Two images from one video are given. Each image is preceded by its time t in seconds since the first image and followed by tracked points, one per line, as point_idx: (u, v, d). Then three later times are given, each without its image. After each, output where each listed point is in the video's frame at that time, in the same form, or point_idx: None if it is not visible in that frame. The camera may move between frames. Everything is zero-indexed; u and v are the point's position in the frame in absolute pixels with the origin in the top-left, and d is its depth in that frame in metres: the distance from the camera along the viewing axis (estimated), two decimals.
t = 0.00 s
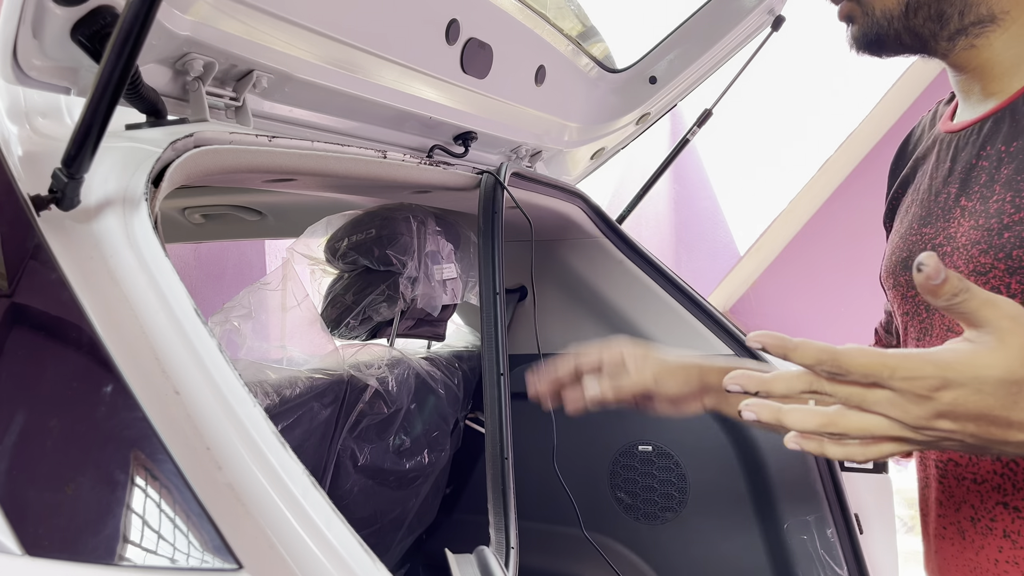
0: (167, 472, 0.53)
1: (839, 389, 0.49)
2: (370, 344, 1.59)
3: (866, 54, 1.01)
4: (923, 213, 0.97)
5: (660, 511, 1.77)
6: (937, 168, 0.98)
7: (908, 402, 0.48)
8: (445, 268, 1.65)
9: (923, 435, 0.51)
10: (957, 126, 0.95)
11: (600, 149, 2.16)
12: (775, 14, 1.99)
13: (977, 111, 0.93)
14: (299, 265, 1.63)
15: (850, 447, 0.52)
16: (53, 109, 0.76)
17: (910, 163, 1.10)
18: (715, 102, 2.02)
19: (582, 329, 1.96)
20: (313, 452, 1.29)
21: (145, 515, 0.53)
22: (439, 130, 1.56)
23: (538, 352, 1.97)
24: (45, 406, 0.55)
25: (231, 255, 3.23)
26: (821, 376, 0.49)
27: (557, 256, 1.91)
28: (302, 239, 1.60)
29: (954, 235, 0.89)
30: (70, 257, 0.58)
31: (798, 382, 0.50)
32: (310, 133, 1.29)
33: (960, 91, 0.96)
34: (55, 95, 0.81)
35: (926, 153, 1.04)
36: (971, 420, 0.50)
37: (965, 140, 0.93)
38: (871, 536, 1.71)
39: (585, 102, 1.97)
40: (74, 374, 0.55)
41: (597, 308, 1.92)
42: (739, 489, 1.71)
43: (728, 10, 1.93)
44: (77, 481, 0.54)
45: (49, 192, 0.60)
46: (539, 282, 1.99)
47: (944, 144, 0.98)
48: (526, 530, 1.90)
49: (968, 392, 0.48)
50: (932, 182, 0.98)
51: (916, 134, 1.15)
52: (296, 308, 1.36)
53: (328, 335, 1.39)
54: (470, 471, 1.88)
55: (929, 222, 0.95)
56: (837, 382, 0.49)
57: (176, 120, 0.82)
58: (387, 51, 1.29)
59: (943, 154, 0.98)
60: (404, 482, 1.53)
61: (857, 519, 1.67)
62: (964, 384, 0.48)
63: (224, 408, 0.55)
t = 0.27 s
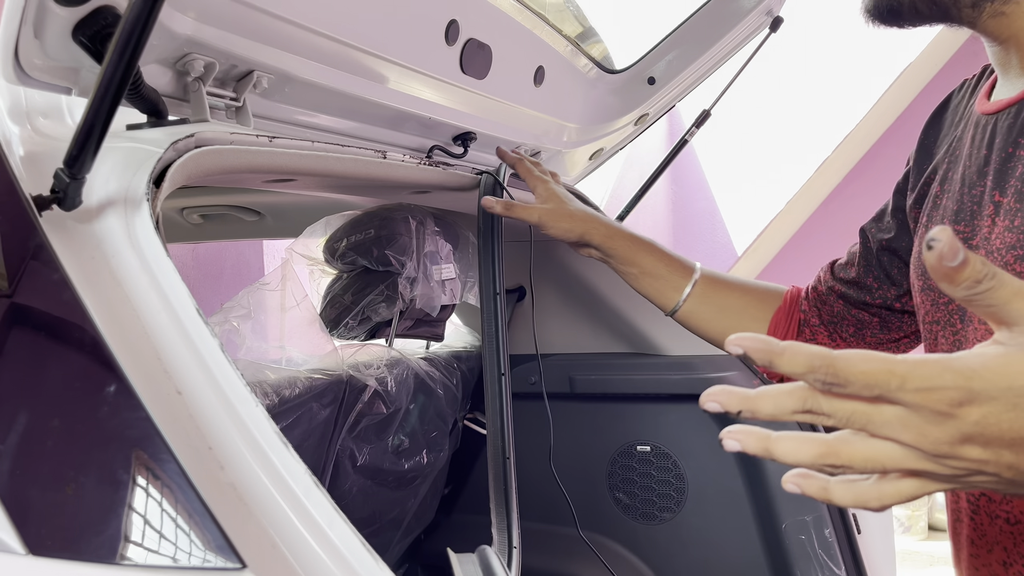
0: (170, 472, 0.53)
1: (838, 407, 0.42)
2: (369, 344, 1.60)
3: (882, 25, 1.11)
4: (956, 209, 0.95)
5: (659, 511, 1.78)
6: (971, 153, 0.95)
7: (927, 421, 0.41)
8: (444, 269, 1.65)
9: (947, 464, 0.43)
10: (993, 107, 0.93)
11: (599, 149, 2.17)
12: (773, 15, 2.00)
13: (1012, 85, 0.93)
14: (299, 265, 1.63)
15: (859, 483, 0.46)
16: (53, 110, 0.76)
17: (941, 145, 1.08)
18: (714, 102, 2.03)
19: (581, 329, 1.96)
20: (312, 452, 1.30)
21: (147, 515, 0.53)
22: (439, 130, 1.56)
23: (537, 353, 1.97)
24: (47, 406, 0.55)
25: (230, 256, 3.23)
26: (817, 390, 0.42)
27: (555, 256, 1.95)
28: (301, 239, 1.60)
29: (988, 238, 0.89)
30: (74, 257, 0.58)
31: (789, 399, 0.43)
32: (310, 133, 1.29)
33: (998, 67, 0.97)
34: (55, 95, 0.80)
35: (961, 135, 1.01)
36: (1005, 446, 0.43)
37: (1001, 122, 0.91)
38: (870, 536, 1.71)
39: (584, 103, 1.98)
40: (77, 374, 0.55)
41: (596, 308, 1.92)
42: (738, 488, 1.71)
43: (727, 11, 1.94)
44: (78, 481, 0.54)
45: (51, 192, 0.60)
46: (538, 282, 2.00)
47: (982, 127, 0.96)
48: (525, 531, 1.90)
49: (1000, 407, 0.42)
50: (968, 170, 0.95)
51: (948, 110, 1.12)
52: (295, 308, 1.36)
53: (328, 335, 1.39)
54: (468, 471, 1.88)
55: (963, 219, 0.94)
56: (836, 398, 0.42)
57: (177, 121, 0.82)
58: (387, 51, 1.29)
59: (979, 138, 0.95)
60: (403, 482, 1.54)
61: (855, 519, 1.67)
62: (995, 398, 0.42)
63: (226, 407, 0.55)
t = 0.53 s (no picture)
0: (171, 471, 0.53)
1: (809, 404, 0.41)
2: (365, 344, 1.60)
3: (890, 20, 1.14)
4: (971, 208, 0.94)
5: (654, 510, 1.78)
6: (987, 148, 0.93)
7: (897, 419, 0.41)
8: (440, 268, 1.66)
9: (922, 462, 0.43)
10: (1008, 100, 0.91)
11: (595, 150, 2.17)
12: (768, 16, 2.02)
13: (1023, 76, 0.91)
14: (294, 266, 1.61)
15: (837, 481, 0.46)
16: (51, 110, 0.76)
17: (956, 140, 1.07)
18: (708, 102, 2.05)
19: (577, 328, 1.97)
20: (309, 451, 1.30)
21: (146, 515, 0.53)
22: (435, 131, 1.56)
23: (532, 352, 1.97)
24: (48, 405, 0.55)
25: (225, 256, 3.22)
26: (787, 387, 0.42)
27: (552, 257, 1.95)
28: (296, 239, 1.60)
29: (1004, 237, 0.86)
30: (74, 258, 0.58)
31: (762, 395, 0.42)
32: (306, 133, 1.30)
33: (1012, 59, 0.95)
34: (53, 95, 0.80)
35: (976, 130, 0.99)
36: (982, 444, 0.42)
37: (1016, 115, 0.89)
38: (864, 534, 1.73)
39: (580, 103, 1.99)
40: (78, 373, 0.56)
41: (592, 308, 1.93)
42: (732, 487, 1.72)
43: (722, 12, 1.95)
44: (79, 481, 0.54)
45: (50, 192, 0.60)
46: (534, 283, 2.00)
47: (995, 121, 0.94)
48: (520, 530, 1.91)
49: (974, 404, 0.40)
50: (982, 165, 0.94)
51: (964, 105, 1.10)
52: (291, 308, 1.35)
53: (324, 335, 1.39)
54: (464, 471, 1.89)
55: (979, 218, 0.92)
56: (808, 395, 0.42)
57: (175, 121, 0.82)
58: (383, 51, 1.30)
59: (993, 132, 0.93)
60: (399, 481, 1.54)
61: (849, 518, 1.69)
62: (969, 394, 0.40)
63: (226, 406, 0.55)
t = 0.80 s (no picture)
0: (163, 474, 0.54)
1: (782, 367, 0.43)
2: (355, 346, 1.59)
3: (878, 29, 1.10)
4: (957, 212, 0.92)
5: (642, 511, 1.79)
6: (973, 155, 0.93)
7: (858, 383, 0.41)
8: (429, 270, 1.65)
9: (880, 424, 0.43)
10: (995, 109, 0.91)
11: (584, 152, 2.18)
12: (755, 20, 2.04)
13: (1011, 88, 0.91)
14: (284, 268, 1.62)
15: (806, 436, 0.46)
16: (42, 113, 0.76)
17: (941, 150, 1.07)
18: (696, 106, 2.07)
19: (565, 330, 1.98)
20: (298, 453, 1.30)
21: (137, 517, 0.53)
22: (425, 133, 1.56)
23: (522, 354, 1.98)
24: (40, 408, 0.55)
25: (213, 258, 3.21)
26: (764, 354, 0.44)
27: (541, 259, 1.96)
28: (286, 241, 1.60)
29: (991, 238, 0.85)
30: (65, 261, 0.59)
31: (740, 358, 0.45)
32: (296, 136, 1.30)
33: (996, 69, 0.95)
34: (43, 98, 0.81)
35: (959, 140, 1.00)
36: (933, 408, 0.42)
37: (1003, 122, 0.89)
38: (852, 536, 1.75)
39: (569, 106, 2.00)
40: (70, 376, 0.56)
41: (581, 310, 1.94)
42: (720, 488, 1.74)
43: (710, 16, 1.97)
44: (71, 484, 0.54)
45: (41, 195, 0.60)
46: (523, 285, 2.02)
47: (979, 130, 0.94)
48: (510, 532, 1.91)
49: (928, 372, 0.41)
50: (965, 173, 0.93)
51: (948, 119, 1.11)
52: (281, 309, 1.36)
53: (313, 337, 1.39)
54: (454, 473, 1.89)
55: (964, 220, 0.90)
56: (782, 360, 0.43)
57: (165, 124, 0.82)
58: (373, 54, 1.30)
59: (978, 140, 0.93)
60: (388, 483, 1.54)
61: (836, 519, 1.71)
62: (923, 362, 0.41)
63: (217, 410, 0.56)
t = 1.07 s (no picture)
0: (154, 480, 0.54)
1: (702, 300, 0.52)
2: (343, 350, 1.60)
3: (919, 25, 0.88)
4: (926, 211, 0.94)
5: (628, 514, 1.81)
6: (947, 162, 0.95)
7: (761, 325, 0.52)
8: (417, 274, 1.66)
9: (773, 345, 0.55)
10: (969, 118, 0.93)
11: (571, 157, 2.20)
12: (740, 27, 2.07)
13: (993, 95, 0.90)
14: (270, 271, 1.65)
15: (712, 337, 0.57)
16: (31, 119, 0.76)
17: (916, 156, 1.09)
18: (682, 111, 2.09)
19: (552, 333, 1.99)
20: (286, 458, 1.30)
21: (127, 523, 0.54)
22: (413, 138, 1.57)
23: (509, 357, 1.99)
24: (30, 415, 0.55)
25: (198, 260, 3.19)
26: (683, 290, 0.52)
27: (528, 263, 1.97)
28: (273, 245, 1.60)
29: (960, 234, 0.86)
30: (56, 268, 0.59)
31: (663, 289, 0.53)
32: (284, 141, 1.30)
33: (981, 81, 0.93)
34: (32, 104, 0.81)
35: (935, 147, 1.02)
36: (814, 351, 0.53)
37: (976, 130, 0.90)
38: (834, 537, 1.79)
39: (556, 111, 2.01)
40: (61, 383, 0.56)
41: (568, 313, 1.95)
42: (705, 491, 1.76)
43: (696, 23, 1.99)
44: (63, 490, 0.54)
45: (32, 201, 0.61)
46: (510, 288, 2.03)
47: (952, 137, 0.96)
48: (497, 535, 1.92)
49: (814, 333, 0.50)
50: (938, 179, 0.95)
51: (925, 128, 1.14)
52: (267, 313, 1.37)
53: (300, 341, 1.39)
54: (441, 477, 1.89)
55: (933, 220, 0.92)
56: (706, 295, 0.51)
57: (155, 130, 0.83)
58: (361, 60, 1.31)
59: (952, 148, 0.95)
60: (376, 487, 1.54)
61: (819, 519, 1.74)
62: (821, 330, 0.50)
63: (209, 417, 0.56)
